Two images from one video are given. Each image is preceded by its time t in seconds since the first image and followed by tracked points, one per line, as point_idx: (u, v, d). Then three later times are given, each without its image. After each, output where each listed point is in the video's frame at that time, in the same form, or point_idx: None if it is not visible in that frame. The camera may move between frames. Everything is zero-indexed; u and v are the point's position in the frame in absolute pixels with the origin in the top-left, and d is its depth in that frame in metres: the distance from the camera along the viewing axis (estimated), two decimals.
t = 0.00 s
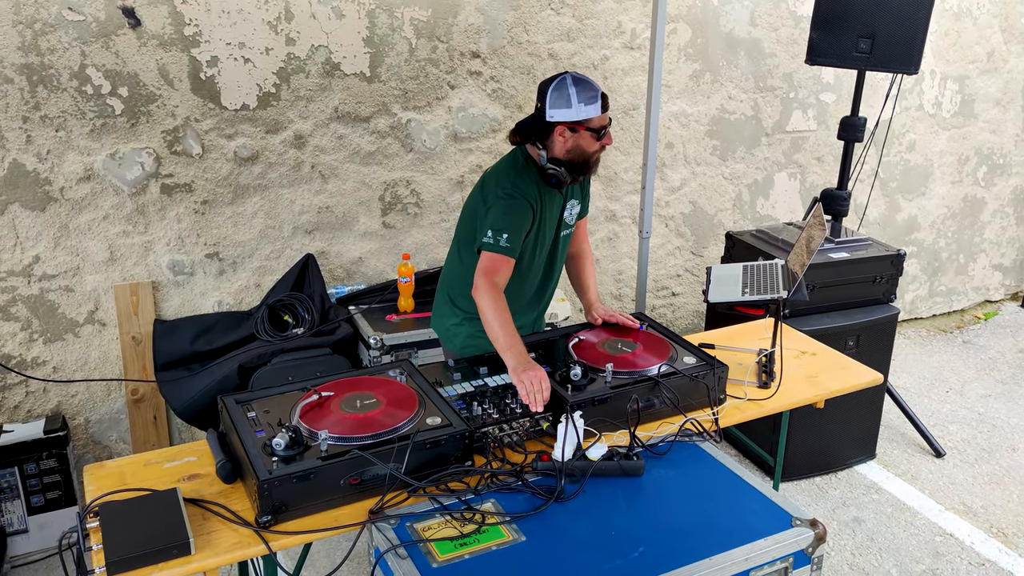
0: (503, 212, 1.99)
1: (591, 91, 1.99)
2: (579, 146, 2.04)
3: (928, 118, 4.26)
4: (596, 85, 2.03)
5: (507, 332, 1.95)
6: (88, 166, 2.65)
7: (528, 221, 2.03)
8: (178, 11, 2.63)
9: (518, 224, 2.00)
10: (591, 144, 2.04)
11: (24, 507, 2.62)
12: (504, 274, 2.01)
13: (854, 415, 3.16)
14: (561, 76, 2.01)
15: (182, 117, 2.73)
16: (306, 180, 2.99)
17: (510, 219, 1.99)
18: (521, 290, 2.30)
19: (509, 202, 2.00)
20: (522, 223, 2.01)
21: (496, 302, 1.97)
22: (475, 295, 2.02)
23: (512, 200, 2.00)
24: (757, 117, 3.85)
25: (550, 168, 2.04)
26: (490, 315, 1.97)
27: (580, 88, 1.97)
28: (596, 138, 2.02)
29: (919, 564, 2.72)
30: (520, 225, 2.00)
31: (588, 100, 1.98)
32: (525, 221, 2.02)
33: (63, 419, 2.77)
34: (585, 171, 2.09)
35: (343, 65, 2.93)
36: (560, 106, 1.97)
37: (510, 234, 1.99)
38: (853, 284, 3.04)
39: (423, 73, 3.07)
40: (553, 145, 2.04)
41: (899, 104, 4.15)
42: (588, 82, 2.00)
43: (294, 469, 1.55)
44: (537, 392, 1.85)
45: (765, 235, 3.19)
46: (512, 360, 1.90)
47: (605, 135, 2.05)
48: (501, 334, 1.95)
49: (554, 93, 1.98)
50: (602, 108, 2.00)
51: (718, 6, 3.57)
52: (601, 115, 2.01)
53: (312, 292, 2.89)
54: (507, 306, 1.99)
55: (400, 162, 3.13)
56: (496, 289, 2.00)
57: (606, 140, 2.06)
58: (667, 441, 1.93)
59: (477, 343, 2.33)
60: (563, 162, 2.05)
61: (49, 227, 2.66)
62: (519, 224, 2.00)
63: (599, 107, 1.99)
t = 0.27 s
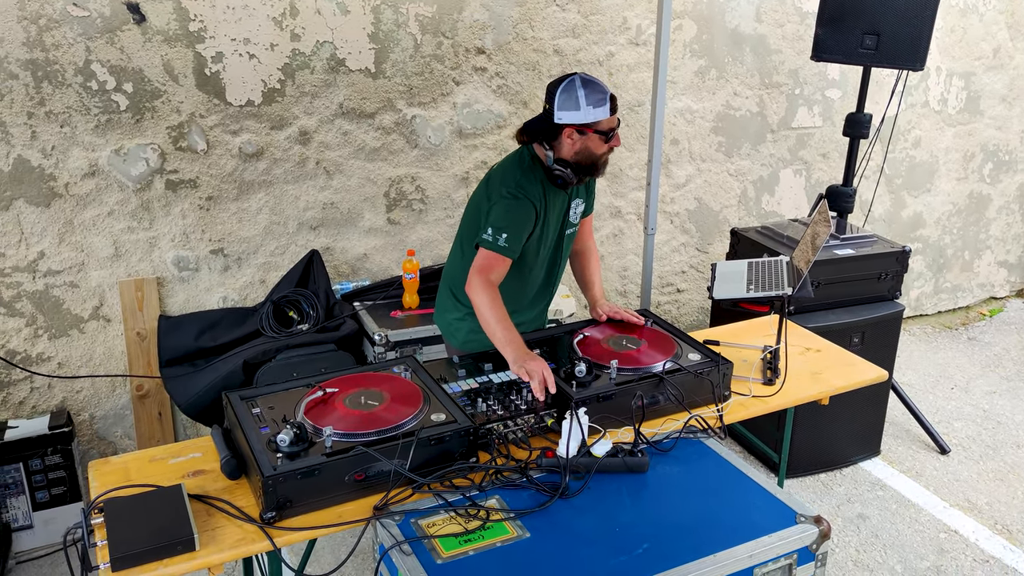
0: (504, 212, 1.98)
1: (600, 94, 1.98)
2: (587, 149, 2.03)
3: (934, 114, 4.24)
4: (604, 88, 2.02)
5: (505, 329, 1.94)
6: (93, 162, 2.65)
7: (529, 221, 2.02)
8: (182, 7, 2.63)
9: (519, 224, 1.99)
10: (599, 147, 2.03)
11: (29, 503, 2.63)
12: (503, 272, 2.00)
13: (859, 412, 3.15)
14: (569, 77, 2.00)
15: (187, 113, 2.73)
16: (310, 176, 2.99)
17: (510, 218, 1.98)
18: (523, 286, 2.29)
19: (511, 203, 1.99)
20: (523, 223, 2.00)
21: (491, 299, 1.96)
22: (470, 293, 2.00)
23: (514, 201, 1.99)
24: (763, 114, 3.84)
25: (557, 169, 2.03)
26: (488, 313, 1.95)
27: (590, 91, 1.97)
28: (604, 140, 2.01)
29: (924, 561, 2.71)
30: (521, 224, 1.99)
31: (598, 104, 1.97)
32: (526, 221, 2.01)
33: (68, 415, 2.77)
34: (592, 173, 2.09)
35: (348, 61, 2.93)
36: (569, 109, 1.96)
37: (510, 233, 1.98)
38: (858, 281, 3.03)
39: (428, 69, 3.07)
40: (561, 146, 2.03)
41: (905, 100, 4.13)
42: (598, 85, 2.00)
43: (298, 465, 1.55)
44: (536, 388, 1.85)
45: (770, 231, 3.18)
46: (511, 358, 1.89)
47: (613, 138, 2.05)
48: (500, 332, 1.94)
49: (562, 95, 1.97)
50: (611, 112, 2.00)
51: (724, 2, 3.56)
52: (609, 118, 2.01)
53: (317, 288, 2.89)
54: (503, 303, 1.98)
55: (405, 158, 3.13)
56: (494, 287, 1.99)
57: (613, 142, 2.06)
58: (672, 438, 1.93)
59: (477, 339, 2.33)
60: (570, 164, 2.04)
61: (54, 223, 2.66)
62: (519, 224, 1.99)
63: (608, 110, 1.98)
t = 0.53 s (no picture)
0: (488, 205, 2.04)
1: (587, 94, 1.97)
2: (567, 145, 2.05)
3: (937, 110, 4.23)
4: (600, 90, 2.00)
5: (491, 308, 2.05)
6: (94, 158, 2.65)
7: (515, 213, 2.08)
8: (184, 3, 2.63)
9: (504, 217, 2.05)
10: (578, 146, 2.04)
11: (31, 499, 2.63)
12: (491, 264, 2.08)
13: (861, 408, 3.14)
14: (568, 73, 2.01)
15: (188, 109, 2.73)
16: (313, 172, 2.98)
17: (495, 212, 2.04)
18: (524, 283, 2.31)
19: (496, 194, 2.05)
20: (508, 217, 2.06)
21: (481, 291, 2.05)
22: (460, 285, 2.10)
23: (500, 193, 2.05)
24: (765, 109, 3.83)
25: (542, 161, 2.07)
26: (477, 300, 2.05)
27: (576, 88, 1.97)
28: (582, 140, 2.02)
29: (926, 556, 2.71)
30: (507, 217, 2.05)
31: (579, 103, 1.97)
32: (512, 214, 2.07)
33: (70, 411, 2.77)
34: (575, 170, 2.11)
35: (350, 58, 2.92)
36: (554, 101, 1.99)
37: (495, 227, 2.04)
38: (861, 276, 3.02)
39: (431, 65, 3.06)
40: (545, 137, 2.07)
41: (907, 96, 4.12)
42: (590, 84, 1.99)
43: (300, 461, 1.55)
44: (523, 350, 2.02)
45: (772, 227, 3.18)
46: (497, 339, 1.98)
47: (595, 141, 2.04)
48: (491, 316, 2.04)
49: (552, 87, 2.00)
50: (593, 115, 1.98)
51: None
52: (592, 121, 2.00)
53: (319, 284, 2.88)
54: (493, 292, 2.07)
55: (407, 154, 3.12)
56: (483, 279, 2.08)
57: (596, 145, 2.05)
58: (674, 433, 1.93)
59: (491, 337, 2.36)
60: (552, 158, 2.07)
61: (55, 220, 2.66)
62: (505, 218, 2.05)
63: (590, 113, 1.97)
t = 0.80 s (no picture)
0: (461, 195, 2.12)
1: (564, 99, 1.94)
2: (536, 140, 2.06)
3: (930, 109, 4.25)
4: (582, 101, 1.95)
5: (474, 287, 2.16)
6: (88, 157, 2.64)
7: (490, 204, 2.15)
8: (178, 1, 2.62)
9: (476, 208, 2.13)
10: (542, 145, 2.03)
11: (25, 498, 2.63)
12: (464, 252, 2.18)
13: (854, 406, 3.16)
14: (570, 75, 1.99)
15: (182, 108, 2.72)
16: (307, 171, 2.98)
17: (467, 203, 2.12)
18: (514, 279, 2.33)
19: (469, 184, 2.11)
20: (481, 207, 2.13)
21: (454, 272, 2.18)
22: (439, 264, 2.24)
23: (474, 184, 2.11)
24: (759, 108, 3.84)
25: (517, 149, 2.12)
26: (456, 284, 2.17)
27: (556, 89, 1.94)
28: (544, 140, 2.00)
29: (918, 553, 2.72)
30: (481, 207, 2.13)
31: (552, 104, 1.94)
32: (484, 205, 2.14)
33: (64, 410, 2.77)
34: (544, 170, 2.11)
35: (344, 56, 2.92)
36: (538, 92, 1.99)
37: (462, 218, 2.13)
38: (854, 275, 3.04)
39: (425, 63, 3.06)
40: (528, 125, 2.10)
41: (900, 95, 4.13)
42: (573, 91, 1.95)
43: (294, 460, 1.55)
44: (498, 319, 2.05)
45: (766, 226, 3.18)
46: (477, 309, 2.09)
47: (560, 147, 2.00)
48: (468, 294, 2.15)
49: (545, 79, 2.01)
50: (559, 121, 1.94)
51: None
52: (560, 127, 1.95)
53: (314, 283, 2.88)
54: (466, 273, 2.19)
55: (401, 153, 3.12)
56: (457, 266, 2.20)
57: (560, 152, 2.01)
58: (668, 431, 1.93)
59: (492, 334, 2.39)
60: (525, 150, 2.11)
61: (49, 218, 2.65)
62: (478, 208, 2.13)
63: (556, 117, 1.93)
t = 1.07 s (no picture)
0: (444, 204, 2.12)
1: (547, 119, 1.95)
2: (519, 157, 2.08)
3: (918, 108, 4.27)
4: (566, 121, 1.96)
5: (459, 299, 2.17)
6: (76, 156, 2.63)
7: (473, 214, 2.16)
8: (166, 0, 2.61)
9: (459, 217, 2.14)
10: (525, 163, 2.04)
11: (13, 499, 2.61)
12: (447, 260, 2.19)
13: (843, 404, 3.17)
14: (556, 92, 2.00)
15: (171, 107, 2.72)
16: (296, 170, 2.98)
17: (450, 212, 2.12)
18: (497, 287, 2.35)
19: (452, 194, 2.12)
20: (463, 217, 2.14)
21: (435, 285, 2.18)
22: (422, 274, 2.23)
23: (457, 194, 2.11)
24: (749, 108, 3.85)
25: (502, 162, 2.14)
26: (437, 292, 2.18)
27: (539, 109, 1.95)
28: (527, 158, 2.01)
29: (907, 550, 2.74)
30: (463, 217, 2.14)
31: (535, 123, 1.95)
32: (467, 215, 2.15)
33: (52, 410, 2.75)
34: (526, 185, 2.13)
35: (333, 55, 2.92)
36: (522, 109, 2.00)
37: (444, 228, 2.13)
38: (843, 274, 3.05)
39: (415, 62, 3.06)
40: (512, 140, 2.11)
41: (889, 94, 4.15)
42: (557, 111, 1.95)
43: (284, 459, 1.55)
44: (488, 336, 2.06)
45: (755, 225, 3.19)
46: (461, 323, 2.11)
47: (543, 167, 2.01)
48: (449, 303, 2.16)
49: (530, 96, 2.01)
50: (542, 142, 1.95)
51: None
52: (543, 147, 1.97)
53: (303, 282, 2.88)
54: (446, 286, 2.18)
55: (391, 152, 3.12)
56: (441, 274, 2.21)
57: (543, 171, 2.02)
58: (657, 429, 1.94)
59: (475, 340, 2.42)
60: (509, 164, 2.13)
61: (37, 218, 2.64)
62: (461, 217, 2.14)
63: (539, 138, 1.94)
